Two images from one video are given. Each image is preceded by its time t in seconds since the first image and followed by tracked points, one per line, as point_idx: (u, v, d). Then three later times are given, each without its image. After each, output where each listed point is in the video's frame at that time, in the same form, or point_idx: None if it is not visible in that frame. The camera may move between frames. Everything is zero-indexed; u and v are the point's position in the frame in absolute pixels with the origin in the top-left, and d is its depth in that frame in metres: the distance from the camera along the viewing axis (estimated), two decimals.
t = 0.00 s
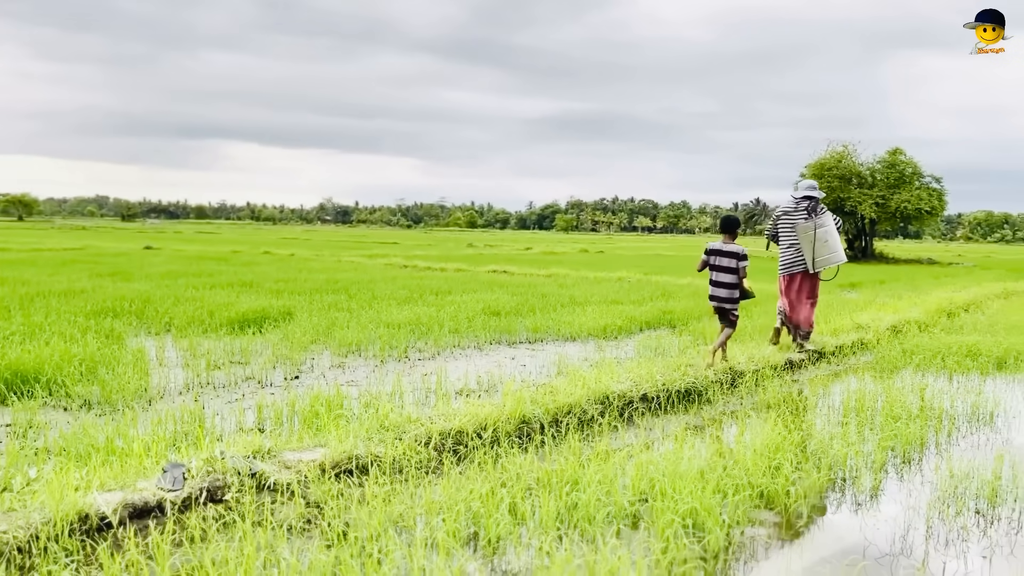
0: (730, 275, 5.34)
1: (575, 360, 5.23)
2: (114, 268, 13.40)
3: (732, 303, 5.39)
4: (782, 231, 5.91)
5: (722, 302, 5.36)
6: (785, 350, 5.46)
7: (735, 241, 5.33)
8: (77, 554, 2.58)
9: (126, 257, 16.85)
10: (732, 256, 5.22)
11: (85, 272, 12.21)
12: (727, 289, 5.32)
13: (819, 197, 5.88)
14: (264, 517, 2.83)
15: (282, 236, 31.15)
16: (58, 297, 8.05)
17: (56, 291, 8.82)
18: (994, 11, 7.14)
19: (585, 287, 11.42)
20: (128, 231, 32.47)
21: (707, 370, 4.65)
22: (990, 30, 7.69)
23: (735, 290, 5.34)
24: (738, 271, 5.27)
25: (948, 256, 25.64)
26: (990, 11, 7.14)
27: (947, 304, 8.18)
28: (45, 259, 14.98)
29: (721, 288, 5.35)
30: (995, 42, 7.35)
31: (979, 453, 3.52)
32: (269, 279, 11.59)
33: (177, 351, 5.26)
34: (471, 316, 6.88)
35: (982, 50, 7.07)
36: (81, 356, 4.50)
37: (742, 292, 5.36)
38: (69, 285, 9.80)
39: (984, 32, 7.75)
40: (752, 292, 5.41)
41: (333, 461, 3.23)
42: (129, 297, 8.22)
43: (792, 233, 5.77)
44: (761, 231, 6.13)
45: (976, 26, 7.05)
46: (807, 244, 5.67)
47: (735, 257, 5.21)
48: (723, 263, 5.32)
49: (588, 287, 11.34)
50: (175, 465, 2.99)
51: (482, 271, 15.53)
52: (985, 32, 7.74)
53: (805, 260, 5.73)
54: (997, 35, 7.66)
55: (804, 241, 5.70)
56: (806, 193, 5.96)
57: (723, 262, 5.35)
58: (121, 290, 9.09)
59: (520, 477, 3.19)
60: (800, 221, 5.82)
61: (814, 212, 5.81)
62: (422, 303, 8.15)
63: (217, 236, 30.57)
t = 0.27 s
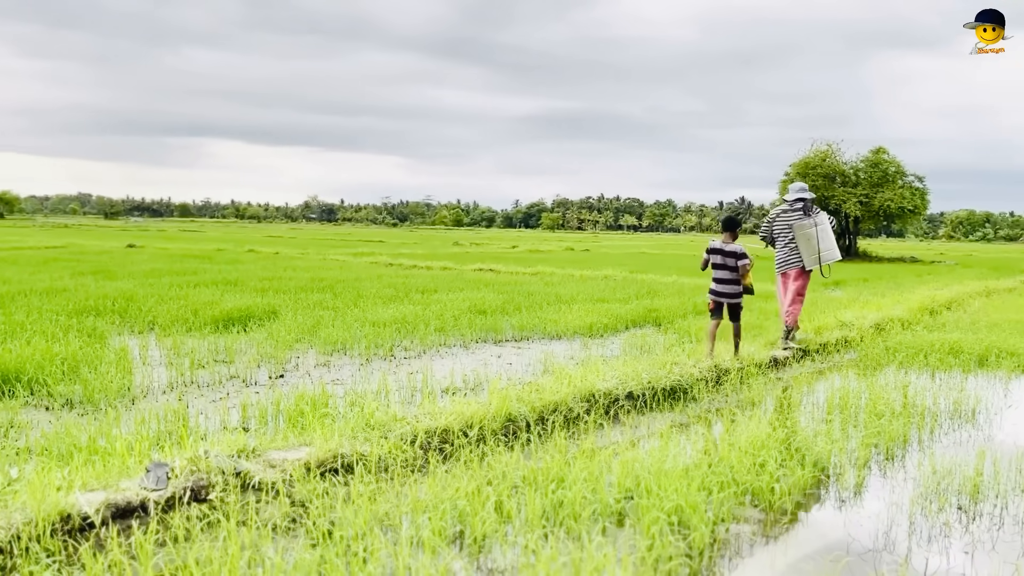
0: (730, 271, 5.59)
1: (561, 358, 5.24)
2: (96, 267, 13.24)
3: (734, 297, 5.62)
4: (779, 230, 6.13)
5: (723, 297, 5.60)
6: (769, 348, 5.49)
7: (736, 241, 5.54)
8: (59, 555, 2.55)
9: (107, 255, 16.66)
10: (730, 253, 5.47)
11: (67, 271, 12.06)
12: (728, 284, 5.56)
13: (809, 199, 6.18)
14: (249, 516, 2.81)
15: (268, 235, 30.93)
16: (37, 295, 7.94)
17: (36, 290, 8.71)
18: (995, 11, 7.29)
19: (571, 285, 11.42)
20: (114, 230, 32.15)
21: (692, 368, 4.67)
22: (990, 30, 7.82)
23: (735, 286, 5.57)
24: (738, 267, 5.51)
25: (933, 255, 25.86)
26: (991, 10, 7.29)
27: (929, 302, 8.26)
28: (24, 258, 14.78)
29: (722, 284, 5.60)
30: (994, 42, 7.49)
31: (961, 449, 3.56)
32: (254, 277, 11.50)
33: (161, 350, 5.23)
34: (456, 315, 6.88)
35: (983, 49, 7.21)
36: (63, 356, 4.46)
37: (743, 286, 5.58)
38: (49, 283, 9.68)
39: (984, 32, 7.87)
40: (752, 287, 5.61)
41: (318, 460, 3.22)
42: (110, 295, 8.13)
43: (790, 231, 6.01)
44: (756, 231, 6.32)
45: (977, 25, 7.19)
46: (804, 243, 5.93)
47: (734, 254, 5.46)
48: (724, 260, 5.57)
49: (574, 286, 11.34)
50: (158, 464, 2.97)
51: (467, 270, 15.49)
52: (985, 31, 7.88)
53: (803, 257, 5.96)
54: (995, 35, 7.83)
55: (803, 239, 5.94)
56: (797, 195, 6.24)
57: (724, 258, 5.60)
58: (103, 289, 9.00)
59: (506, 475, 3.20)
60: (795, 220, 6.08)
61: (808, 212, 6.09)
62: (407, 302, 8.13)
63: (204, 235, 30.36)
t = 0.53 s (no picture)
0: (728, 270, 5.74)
1: (545, 357, 5.24)
2: (77, 266, 13.09)
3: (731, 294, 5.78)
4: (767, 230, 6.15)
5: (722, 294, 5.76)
6: (752, 346, 5.52)
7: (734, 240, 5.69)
8: (36, 556, 2.52)
9: (87, 255, 16.53)
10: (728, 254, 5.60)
11: (46, 270, 11.93)
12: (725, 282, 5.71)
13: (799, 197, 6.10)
14: (230, 516, 2.79)
15: (255, 235, 30.75)
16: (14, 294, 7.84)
17: (15, 289, 8.61)
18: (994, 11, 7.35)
19: (557, 284, 11.43)
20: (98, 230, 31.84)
21: (675, 366, 4.69)
22: (990, 30, 7.89)
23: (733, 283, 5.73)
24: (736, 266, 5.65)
25: (917, 254, 26.13)
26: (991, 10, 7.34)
27: (911, 300, 8.34)
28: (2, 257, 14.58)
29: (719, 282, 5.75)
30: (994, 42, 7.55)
31: (941, 446, 3.59)
32: (237, 276, 11.42)
33: (142, 350, 5.18)
34: (441, 313, 6.88)
35: (983, 49, 7.27)
36: (41, 356, 4.41)
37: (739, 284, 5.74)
38: (28, 282, 9.57)
39: (985, 32, 7.93)
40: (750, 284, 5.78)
41: (300, 460, 3.20)
42: (89, 295, 8.04)
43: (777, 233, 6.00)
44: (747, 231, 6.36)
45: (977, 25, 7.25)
46: (791, 243, 5.92)
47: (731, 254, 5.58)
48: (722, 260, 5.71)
49: (560, 284, 11.35)
50: (138, 465, 2.94)
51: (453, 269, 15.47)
52: (985, 31, 7.95)
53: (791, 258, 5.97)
54: (994, 35, 7.91)
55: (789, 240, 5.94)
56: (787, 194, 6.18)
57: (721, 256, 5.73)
58: (83, 288, 8.90)
59: (489, 474, 3.19)
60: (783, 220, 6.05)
61: (796, 212, 6.05)
62: (391, 301, 8.11)
63: (190, 235, 30.17)
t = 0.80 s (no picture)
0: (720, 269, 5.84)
1: (528, 356, 5.24)
2: (55, 266, 12.92)
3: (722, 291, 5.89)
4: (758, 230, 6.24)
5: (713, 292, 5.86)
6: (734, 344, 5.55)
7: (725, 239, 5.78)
8: (9, 560, 2.49)
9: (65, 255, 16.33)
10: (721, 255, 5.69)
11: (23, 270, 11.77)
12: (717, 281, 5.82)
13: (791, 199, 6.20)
14: (208, 518, 2.77)
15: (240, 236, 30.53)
16: None
17: None
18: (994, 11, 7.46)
19: (542, 283, 11.45)
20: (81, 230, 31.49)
21: (657, 365, 4.71)
22: (990, 30, 7.98)
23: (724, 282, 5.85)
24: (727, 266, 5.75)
25: (901, 255, 26.42)
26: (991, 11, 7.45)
27: (891, 299, 8.44)
28: None
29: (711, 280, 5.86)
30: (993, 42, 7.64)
31: (919, 443, 3.62)
32: (218, 276, 11.33)
33: (120, 350, 5.14)
34: (424, 313, 6.87)
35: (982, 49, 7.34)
36: (17, 357, 4.35)
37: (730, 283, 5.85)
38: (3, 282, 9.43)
39: (984, 32, 8.02)
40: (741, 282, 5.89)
41: (280, 460, 3.19)
42: (66, 295, 7.94)
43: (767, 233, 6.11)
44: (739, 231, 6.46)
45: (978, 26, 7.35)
46: (781, 243, 6.01)
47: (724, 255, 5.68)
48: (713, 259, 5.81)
49: (544, 283, 11.36)
50: (116, 467, 2.91)
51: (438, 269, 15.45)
52: (984, 31, 8.04)
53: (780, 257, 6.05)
54: (994, 35, 8.01)
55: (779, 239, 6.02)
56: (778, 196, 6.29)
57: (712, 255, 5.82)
58: (61, 288, 8.79)
59: (471, 474, 3.19)
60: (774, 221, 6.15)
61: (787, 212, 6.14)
62: (374, 300, 8.09)
63: (175, 236, 29.91)
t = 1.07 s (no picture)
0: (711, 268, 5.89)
1: (510, 356, 5.25)
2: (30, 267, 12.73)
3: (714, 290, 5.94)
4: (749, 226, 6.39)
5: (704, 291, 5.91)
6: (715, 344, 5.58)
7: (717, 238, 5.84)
8: None
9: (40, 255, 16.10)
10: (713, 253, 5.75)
11: None
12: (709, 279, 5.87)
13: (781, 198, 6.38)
14: (187, 521, 2.74)
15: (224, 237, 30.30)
16: None
17: None
18: (994, 11, 7.51)
19: (524, 284, 11.46)
20: (61, 231, 31.10)
21: (638, 364, 4.73)
22: (990, 30, 8.04)
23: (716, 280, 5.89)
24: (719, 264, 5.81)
25: (883, 255, 26.72)
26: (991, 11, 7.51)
27: (869, 299, 8.53)
28: None
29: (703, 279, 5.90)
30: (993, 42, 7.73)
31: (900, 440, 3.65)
32: (197, 277, 11.24)
33: (98, 352, 5.08)
34: (405, 313, 6.85)
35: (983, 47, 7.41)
36: None
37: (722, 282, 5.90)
38: None
39: (984, 32, 8.09)
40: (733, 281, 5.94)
41: (260, 462, 3.16)
42: (41, 295, 7.83)
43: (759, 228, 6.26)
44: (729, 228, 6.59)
45: (977, 26, 7.44)
46: (773, 238, 6.16)
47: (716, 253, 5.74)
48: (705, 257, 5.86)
49: (527, 284, 11.38)
50: (93, 470, 2.88)
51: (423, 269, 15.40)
52: (984, 32, 8.11)
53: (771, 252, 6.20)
54: (994, 35, 8.09)
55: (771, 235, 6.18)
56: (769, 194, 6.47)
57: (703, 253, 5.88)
58: (35, 289, 8.68)
59: (453, 474, 3.18)
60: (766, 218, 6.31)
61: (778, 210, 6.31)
62: (355, 301, 8.06)
63: (157, 237, 29.62)
